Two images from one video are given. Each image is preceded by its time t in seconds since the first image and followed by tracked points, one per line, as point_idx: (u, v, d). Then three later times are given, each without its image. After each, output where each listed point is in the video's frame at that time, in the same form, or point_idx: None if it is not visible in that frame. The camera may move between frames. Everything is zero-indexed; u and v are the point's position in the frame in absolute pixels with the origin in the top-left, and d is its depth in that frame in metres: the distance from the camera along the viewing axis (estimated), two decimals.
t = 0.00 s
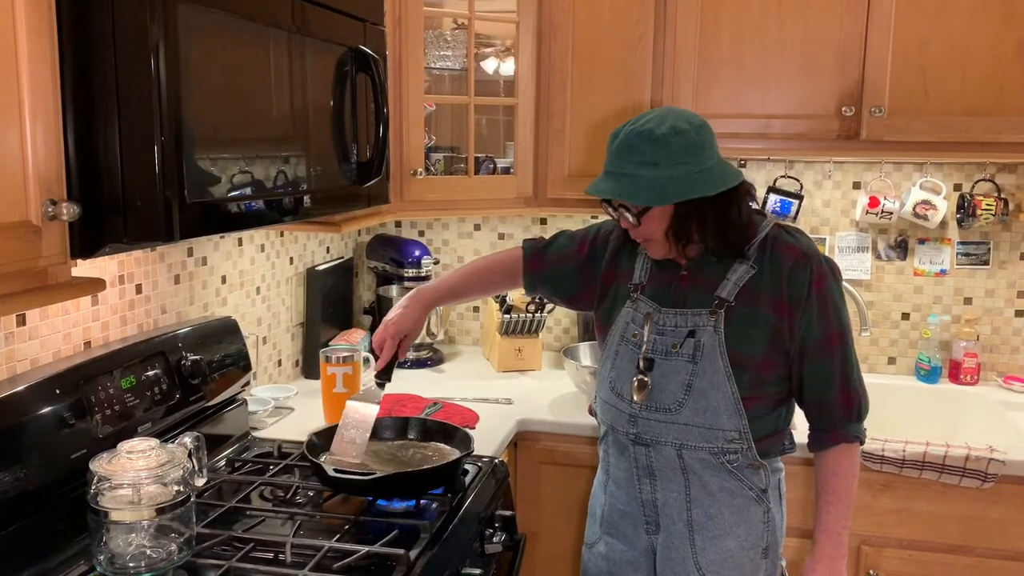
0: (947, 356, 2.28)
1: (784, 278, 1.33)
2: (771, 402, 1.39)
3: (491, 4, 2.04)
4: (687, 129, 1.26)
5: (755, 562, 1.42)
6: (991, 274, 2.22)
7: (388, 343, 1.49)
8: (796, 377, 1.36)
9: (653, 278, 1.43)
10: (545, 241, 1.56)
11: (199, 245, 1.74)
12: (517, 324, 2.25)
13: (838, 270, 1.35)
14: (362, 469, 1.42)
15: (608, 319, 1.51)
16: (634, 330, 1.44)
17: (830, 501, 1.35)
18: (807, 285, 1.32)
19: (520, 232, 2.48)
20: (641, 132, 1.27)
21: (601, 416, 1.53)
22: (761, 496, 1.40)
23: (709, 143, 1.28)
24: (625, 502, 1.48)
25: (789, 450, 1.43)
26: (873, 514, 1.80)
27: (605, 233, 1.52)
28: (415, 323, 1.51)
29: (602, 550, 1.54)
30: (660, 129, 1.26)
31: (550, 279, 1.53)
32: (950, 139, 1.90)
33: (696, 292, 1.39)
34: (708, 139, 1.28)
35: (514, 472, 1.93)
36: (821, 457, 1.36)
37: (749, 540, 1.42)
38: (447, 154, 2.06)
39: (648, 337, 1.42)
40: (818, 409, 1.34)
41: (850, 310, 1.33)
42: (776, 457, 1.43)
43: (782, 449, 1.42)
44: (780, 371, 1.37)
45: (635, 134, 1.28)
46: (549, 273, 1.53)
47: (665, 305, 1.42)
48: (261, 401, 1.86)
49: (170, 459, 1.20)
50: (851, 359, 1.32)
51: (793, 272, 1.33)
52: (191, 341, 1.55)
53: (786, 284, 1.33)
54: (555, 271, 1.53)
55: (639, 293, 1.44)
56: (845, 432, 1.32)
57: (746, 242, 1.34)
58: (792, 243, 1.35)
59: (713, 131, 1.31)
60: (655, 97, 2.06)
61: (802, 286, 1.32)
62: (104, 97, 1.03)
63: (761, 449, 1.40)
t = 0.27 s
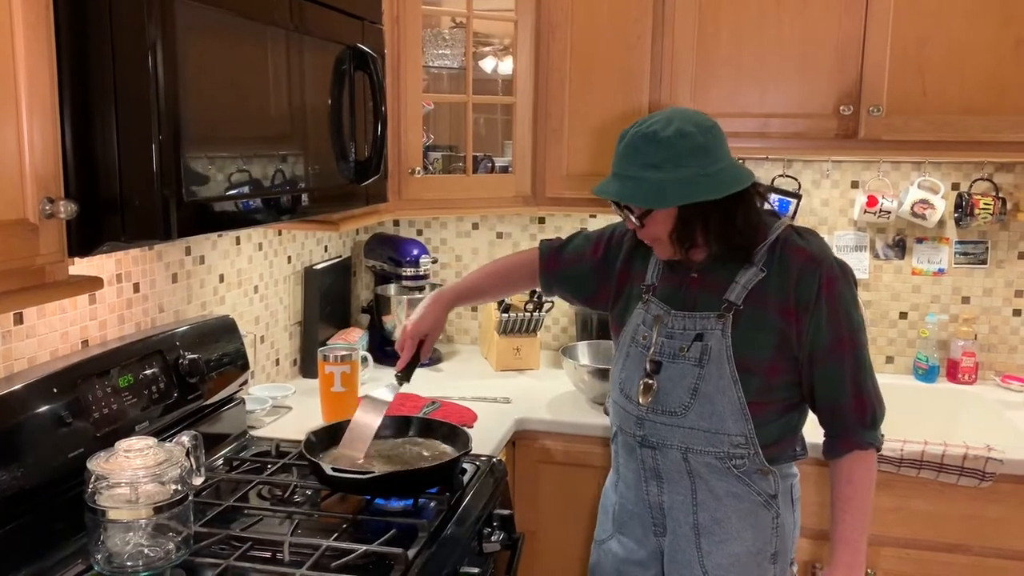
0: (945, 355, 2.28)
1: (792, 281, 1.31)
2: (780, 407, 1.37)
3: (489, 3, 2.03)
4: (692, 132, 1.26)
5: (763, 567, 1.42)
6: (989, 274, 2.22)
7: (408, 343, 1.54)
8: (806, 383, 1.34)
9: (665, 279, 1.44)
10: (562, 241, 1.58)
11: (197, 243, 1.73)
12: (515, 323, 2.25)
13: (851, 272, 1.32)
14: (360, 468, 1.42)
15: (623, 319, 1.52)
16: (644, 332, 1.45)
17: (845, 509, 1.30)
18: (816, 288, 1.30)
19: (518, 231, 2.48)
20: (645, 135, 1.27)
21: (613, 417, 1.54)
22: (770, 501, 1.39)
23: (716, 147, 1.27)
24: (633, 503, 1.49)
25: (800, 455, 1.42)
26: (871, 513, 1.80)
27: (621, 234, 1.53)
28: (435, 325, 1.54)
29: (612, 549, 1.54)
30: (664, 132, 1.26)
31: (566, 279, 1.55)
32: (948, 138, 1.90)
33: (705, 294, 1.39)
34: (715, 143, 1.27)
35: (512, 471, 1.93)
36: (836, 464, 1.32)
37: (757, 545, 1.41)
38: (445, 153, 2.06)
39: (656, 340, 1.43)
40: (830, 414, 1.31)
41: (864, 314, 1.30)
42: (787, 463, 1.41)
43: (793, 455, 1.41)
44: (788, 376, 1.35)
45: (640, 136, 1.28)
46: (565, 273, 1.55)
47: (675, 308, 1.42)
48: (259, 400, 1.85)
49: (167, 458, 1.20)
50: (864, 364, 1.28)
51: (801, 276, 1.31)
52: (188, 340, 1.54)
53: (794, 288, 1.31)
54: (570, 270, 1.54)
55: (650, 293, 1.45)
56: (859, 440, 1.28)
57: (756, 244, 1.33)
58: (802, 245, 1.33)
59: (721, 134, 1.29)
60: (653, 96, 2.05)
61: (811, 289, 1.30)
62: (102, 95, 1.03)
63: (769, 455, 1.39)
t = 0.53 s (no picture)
0: (943, 355, 2.28)
1: (800, 285, 1.31)
2: (785, 412, 1.36)
3: (488, 3, 2.03)
4: (699, 135, 1.25)
5: (767, 571, 1.42)
6: (988, 273, 2.22)
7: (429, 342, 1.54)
8: (812, 388, 1.33)
9: (675, 280, 1.44)
10: (576, 240, 1.59)
11: (195, 243, 1.73)
12: (514, 323, 2.25)
13: (862, 278, 1.30)
14: (360, 468, 1.42)
15: (633, 320, 1.53)
16: (652, 333, 1.46)
17: (846, 514, 1.29)
18: (823, 293, 1.28)
19: (517, 231, 2.48)
20: (652, 138, 1.27)
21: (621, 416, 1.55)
22: (774, 506, 1.39)
23: (724, 150, 1.26)
24: (638, 503, 1.50)
25: (806, 460, 1.42)
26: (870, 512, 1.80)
27: (633, 235, 1.55)
28: (454, 323, 1.54)
29: (617, 548, 1.55)
30: (670, 135, 1.26)
31: (578, 279, 1.56)
32: (946, 138, 1.90)
33: (713, 297, 1.39)
34: (723, 146, 1.27)
35: (511, 470, 1.93)
36: (841, 471, 1.30)
37: (761, 548, 1.41)
38: (444, 152, 2.06)
39: (663, 341, 1.43)
40: (836, 421, 1.29)
41: (873, 320, 1.27)
42: (792, 468, 1.41)
43: (799, 461, 1.41)
44: (795, 381, 1.35)
45: (646, 139, 1.28)
46: (577, 273, 1.56)
47: (684, 309, 1.42)
48: (258, 399, 1.85)
49: (166, 457, 1.20)
50: (871, 371, 1.26)
51: (809, 280, 1.30)
52: (187, 340, 1.54)
53: (801, 293, 1.31)
54: (583, 270, 1.56)
55: (661, 294, 1.46)
56: (864, 447, 1.26)
57: (765, 246, 1.33)
58: (811, 249, 1.32)
59: (729, 137, 1.29)
60: (651, 95, 2.05)
61: (818, 294, 1.29)
62: (100, 93, 1.02)
63: (773, 460, 1.38)
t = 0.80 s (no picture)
0: (940, 355, 2.28)
1: (800, 289, 1.31)
2: (783, 415, 1.36)
3: (486, 4, 2.04)
4: (705, 136, 1.26)
5: (762, 572, 1.42)
6: (985, 274, 2.23)
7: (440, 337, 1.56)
8: (811, 392, 1.33)
9: (677, 281, 1.44)
10: (580, 238, 1.60)
11: (193, 244, 1.73)
12: (511, 324, 2.25)
13: (863, 283, 1.30)
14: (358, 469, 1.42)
15: (634, 319, 1.53)
16: (652, 333, 1.46)
17: (842, 519, 1.29)
18: (823, 297, 1.29)
19: (514, 232, 2.48)
20: (658, 138, 1.27)
21: (618, 416, 1.55)
22: (769, 508, 1.39)
23: (730, 150, 1.27)
24: (634, 502, 1.50)
25: (803, 463, 1.42)
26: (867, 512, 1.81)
27: (637, 233, 1.55)
28: (462, 317, 1.55)
29: (612, 546, 1.56)
30: (676, 135, 1.26)
31: (580, 275, 1.57)
32: (942, 139, 1.90)
33: (714, 298, 1.39)
34: (728, 146, 1.27)
35: (508, 470, 1.93)
36: (837, 476, 1.30)
37: (756, 550, 1.41)
38: (442, 153, 2.06)
39: (663, 341, 1.44)
40: (834, 426, 1.30)
41: (873, 325, 1.28)
42: (789, 471, 1.41)
43: (795, 463, 1.41)
44: (794, 385, 1.35)
45: (652, 139, 1.28)
46: (579, 270, 1.57)
47: (684, 310, 1.42)
48: (254, 402, 1.86)
49: (163, 459, 1.19)
50: (870, 377, 1.27)
51: (809, 284, 1.30)
52: (184, 341, 1.54)
53: (801, 297, 1.31)
54: (586, 267, 1.56)
55: (662, 294, 1.46)
56: (860, 452, 1.27)
57: (767, 249, 1.33)
58: (813, 253, 1.32)
59: (735, 138, 1.29)
60: (649, 96, 2.06)
61: (818, 298, 1.29)
62: (98, 94, 1.02)
63: (769, 462, 1.39)
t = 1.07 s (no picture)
0: (937, 356, 2.29)
1: (790, 290, 1.31)
2: (773, 415, 1.36)
3: (482, 6, 2.04)
4: (702, 137, 1.26)
5: (753, 572, 1.42)
6: (981, 275, 2.23)
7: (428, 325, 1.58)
8: (802, 393, 1.33)
9: (665, 282, 1.44)
10: (566, 240, 1.59)
11: (189, 247, 1.73)
12: (509, 326, 2.26)
13: (852, 284, 1.30)
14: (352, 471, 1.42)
15: (623, 321, 1.53)
16: (641, 335, 1.45)
17: (835, 520, 1.30)
18: (814, 299, 1.29)
19: (511, 234, 2.48)
20: (655, 139, 1.27)
21: (608, 417, 1.55)
22: (760, 507, 1.39)
23: (725, 152, 1.27)
24: (624, 503, 1.50)
25: (792, 462, 1.42)
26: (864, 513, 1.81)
27: (625, 234, 1.54)
28: (449, 304, 1.57)
29: (603, 547, 1.56)
30: (673, 136, 1.26)
31: (567, 277, 1.57)
32: (938, 140, 1.91)
33: (704, 299, 1.39)
34: (724, 148, 1.27)
35: (506, 472, 1.93)
36: (829, 476, 1.31)
37: (747, 549, 1.41)
38: (438, 155, 2.06)
39: (652, 343, 1.43)
40: (825, 426, 1.30)
41: (863, 326, 1.29)
42: (778, 470, 1.41)
43: (783, 463, 1.41)
44: (784, 386, 1.35)
45: (648, 140, 1.28)
46: (566, 272, 1.57)
47: (673, 312, 1.42)
48: (252, 403, 1.84)
49: (159, 462, 1.19)
50: (861, 377, 1.28)
51: (800, 286, 1.30)
52: (180, 344, 1.54)
53: (792, 298, 1.31)
54: (572, 269, 1.56)
55: (650, 295, 1.45)
56: (853, 452, 1.27)
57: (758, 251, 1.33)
58: (803, 255, 1.32)
59: (729, 141, 1.30)
60: (645, 97, 2.06)
61: (809, 300, 1.30)
62: (93, 97, 1.02)
63: (759, 462, 1.39)
